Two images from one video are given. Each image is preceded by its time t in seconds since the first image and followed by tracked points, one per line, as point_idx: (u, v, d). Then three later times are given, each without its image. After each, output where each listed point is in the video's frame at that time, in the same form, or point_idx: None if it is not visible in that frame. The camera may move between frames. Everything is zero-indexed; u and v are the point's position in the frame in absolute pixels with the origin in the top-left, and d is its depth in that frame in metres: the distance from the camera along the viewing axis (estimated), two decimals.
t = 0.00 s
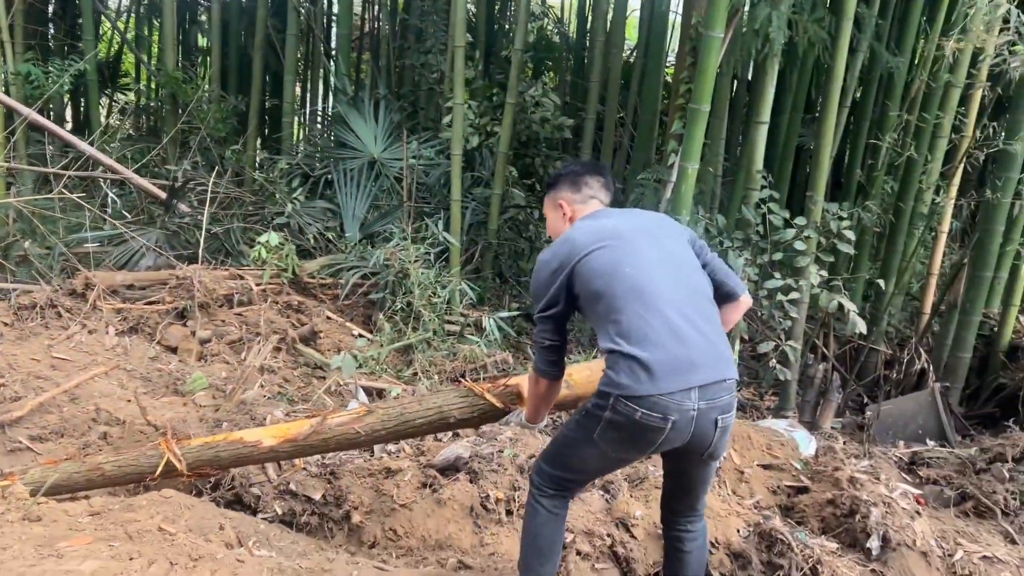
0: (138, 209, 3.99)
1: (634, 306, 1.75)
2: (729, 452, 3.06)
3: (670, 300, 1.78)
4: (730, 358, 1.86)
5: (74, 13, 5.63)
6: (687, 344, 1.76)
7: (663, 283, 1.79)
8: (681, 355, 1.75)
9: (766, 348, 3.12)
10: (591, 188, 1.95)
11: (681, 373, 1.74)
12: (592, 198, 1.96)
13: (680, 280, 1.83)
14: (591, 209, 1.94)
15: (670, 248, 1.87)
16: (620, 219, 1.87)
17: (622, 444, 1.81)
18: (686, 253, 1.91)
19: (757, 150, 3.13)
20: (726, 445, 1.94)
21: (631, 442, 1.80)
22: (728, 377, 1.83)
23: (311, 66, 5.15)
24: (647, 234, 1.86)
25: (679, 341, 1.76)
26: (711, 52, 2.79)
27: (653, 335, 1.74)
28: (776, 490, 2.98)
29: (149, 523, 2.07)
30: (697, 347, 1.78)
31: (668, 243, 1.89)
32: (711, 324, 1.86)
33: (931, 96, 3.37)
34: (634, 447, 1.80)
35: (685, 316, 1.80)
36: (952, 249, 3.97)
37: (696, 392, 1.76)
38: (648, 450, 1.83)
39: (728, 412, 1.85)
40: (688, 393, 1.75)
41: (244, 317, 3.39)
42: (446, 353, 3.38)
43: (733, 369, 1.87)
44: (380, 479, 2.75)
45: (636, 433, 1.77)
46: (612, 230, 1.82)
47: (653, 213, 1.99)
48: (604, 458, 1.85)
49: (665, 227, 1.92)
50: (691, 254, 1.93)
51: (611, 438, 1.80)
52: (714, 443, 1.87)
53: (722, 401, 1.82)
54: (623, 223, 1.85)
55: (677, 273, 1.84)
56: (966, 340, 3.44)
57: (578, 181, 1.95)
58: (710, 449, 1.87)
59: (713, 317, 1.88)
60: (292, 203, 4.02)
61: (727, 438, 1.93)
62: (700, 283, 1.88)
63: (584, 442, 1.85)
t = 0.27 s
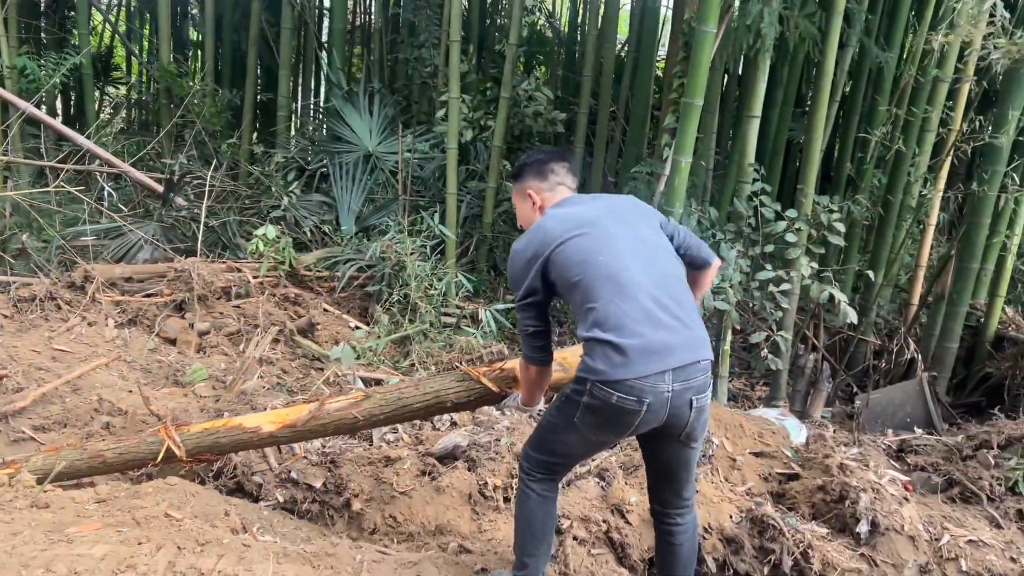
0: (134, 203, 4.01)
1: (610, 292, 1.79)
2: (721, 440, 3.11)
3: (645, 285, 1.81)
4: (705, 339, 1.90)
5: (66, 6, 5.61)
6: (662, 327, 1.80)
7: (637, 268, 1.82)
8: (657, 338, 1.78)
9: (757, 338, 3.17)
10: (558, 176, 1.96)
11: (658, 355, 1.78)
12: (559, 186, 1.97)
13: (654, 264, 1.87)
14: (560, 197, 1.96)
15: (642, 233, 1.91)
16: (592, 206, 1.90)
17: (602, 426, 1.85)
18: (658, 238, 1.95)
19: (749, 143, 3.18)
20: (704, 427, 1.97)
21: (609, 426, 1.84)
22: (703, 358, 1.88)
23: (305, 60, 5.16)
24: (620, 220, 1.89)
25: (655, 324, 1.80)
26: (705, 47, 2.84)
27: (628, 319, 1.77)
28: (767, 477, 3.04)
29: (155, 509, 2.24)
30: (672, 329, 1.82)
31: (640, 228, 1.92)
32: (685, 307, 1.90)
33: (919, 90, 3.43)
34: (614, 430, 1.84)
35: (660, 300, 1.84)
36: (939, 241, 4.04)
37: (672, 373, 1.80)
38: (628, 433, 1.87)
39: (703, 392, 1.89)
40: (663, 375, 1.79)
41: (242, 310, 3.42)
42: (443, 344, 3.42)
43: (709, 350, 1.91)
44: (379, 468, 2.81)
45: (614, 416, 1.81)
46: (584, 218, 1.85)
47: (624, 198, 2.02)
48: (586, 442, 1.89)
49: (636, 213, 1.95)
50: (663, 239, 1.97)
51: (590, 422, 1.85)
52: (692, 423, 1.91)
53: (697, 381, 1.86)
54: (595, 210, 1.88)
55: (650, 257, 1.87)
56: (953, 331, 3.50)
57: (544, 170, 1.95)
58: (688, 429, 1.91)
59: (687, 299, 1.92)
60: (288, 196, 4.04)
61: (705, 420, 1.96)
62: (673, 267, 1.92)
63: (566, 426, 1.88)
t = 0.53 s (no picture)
0: (128, 198, 4.03)
1: (597, 289, 1.82)
2: (711, 432, 3.16)
3: (630, 280, 1.86)
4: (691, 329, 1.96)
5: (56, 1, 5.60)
6: (652, 318, 1.85)
7: (621, 265, 1.87)
8: (647, 328, 1.83)
9: (746, 331, 3.21)
10: (525, 189, 2.00)
11: (649, 345, 1.82)
12: (526, 199, 2.01)
13: (635, 261, 1.93)
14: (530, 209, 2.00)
15: (620, 234, 1.96)
16: (569, 212, 1.95)
17: (596, 420, 1.88)
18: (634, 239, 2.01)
19: (738, 140, 3.23)
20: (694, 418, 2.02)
21: (605, 420, 1.87)
22: (692, 347, 1.93)
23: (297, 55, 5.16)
24: (596, 223, 1.95)
25: (644, 315, 1.84)
26: (695, 44, 2.89)
27: (619, 312, 1.81)
28: (756, 468, 3.09)
29: (155, 500, 2.33)
30: (660, 320, 1.87)
31: (617, 230, 1.98)
32: (669, 299, 1.95)
33: (905, 87, 3.49)
34: (608, 423, 1.88)
35: (647, 293, 1.88)
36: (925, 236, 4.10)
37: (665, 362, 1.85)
38: (621, 426, 1.91)
39: (693, 382, 1.95)
40: (657, 367, 1.83)
41: (236, 305, 3.45)
42: (436, 338, 3.45)
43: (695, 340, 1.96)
44: (374, 459, 2.86)
45: (608, 410, 1.85)
46: (563, 222, 1.90)
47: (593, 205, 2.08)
48: (580, 435, 1.92)
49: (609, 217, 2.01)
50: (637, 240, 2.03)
51: (585, 417, 1.88)
52: (683, 415, 1.95)
53: (688, 371, 1.92)
54: (571, 215, 1.93)
55: (631, 255, 1.92)
56: (938, 324, 3.54)
57: (511, 184, 1.99)
58: (680, 420, 1.96)
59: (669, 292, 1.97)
60: (281, 191, 4.06)
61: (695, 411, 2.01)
62: (652, 263, 1.98)
63: (560, 419, 1.91)
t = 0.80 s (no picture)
0: (120, 195, 4.05)
1: (566, 290, 1.87)
2: (697, 425, 3.22)
3: (597, 279, 1.91)
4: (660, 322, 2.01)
5: None
6: (620, 315, 1.90)
7: (588, 265, 1.92)
8: (616, 325, 1.88)
9: (732, 326, 3.26)
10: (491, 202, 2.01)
11: (620, 341, 1.87)
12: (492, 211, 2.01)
13: (601, 260, 1.97)
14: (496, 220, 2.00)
15: (584, 235, 2.00)
16: (533, 217, 1.98)
17: (567, 414, 1.93)
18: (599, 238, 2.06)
19: (724, 137, 3.27)
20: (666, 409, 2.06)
21: (576, 413, 1.92)
22: (662, 341, 1.98)
23: (288, 52, 5.18)
24: (561, 225, 1.98)
25: (613, 313, 1.89)
26: (680, 43, 2.93)
27: (588, 311, 1.86)
28: (741, 461, 3.15)
29: (148, 492, 2.36)
30: (629, 316, 1.91)
31: (581, 231, 2.02)
32: (637, 294, 2.00)
33: (889, 85, 3.54)
34: (580, 416, 1.92)
35: (614, 291, 1.93)
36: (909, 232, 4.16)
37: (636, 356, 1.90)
38: (593, 419, 1.95)
39: (664, 377, 2.00)
40: (627, 361, 1.88)
41: (227, 301, 3.48)
42: (427, 334, 3.48)
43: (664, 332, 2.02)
44: (364, 453, 2.91)
45: (579, 404, 1.89)
46: (528, 227, 1.93)
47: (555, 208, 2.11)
48: (553, 427, 1.96)
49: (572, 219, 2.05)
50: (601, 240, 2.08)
51: (558, 410, 1.92)
52: (655, 407, 2.00)
53: (658, 366, 1.97)
54: (535, 219, 1.97)
55: (596, 256, 1.97)
56: (921, 319, 3.59)
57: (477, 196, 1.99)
58: (652, 412, 2.00)
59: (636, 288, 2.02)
60: (272, 188, 4.09)
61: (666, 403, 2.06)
62: (617, 261, 2.02)
63: (532, 412, 1.95)
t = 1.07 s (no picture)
0: (108, 189, 4.07)
1: (549, 276, 1.91)
2: (678, 415, 3.28)
3: (581, 267, 1.95)
4: (643, 312, 2.04)
5: None
6: (601, 303, 1.94)
7: (574, 254, 1.96)
8: (596, 312, 1.91)
9: (712, 318, 3.31)
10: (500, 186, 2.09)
11: (599, 328, 1.90)
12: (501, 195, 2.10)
13: (589, 249, 2.02)
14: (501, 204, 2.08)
15: (575, 224, 2.05)
16: (527, 204, 2.03)
17: (547, 400, 1.96)
18: (590, 227, 2.10)
19: (706, 131, 3.32)
20: (655, 396, 2.07)
21: (555, 399, 1.95)
22: (642, 330, 2.00)
23: (277, 47, 5.20)
24: (552, 213, 2.03)
25: (594, 300, 1.93)
26: (662, 39, 2.99)
27: (569, 297, 1.91)
28: (722, 450, 3.20)
29: (135, 480, 2.41)
30: (610, 304, 1.95)
31: (572, 220, 2.06)
32: (622, 283, 2.03)
33: (870, 80, 3.59)
34: (560, 403, 1.95)
35: (597, 279, 1.97)
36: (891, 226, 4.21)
37: (614, 344, 1.92)
38: (576, 406, 1.98)
39: (645, 365, 2.00)
40: (602, 349, 1.91)
41: (215, 294, 3.51)
42: (414, 326, 3.52)
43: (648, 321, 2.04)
44: (350, 442, 2.96)
45: (557, 390, 1.93)
46: (520, 214, 1.98)
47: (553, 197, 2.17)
48: (534, 413, 2.00)
49: (566, 208, 2.10)
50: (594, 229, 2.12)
51: (537, 396, 1.96)
52: (640, 393, 2.01)
53: (638, 354, 1.98)
54: (528, 206, 2.02)
55: (584, 244, 2.01)
56: (901, 311, 3.62)
57: (486, 179, 2.08)
58: (637, 399, 2.01)
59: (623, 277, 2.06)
60: (260, 182, 4.12)
61: (655, 390, 2.07)
62: (606, 250, 2.06)
63: (513, 399, 2.00)
